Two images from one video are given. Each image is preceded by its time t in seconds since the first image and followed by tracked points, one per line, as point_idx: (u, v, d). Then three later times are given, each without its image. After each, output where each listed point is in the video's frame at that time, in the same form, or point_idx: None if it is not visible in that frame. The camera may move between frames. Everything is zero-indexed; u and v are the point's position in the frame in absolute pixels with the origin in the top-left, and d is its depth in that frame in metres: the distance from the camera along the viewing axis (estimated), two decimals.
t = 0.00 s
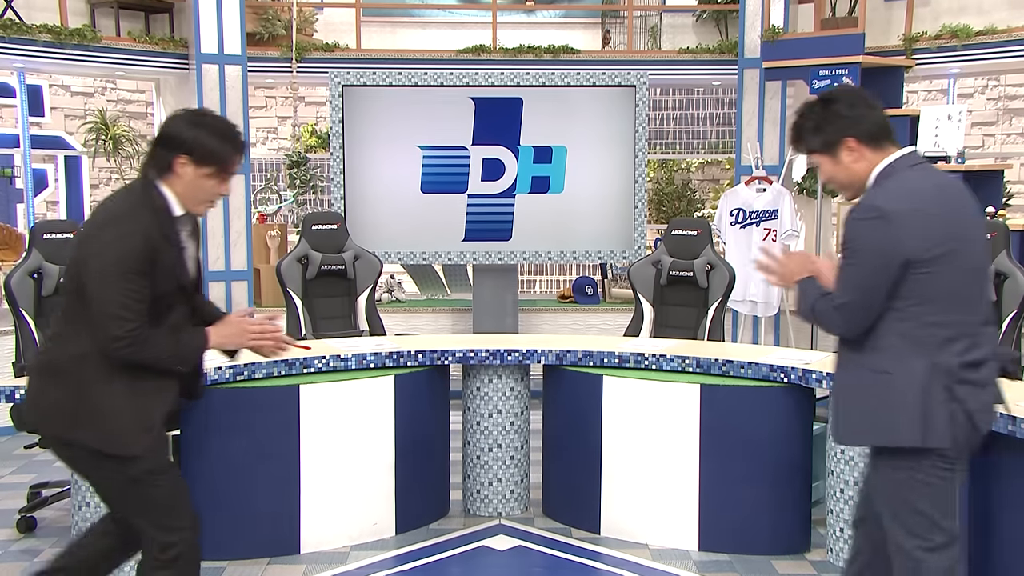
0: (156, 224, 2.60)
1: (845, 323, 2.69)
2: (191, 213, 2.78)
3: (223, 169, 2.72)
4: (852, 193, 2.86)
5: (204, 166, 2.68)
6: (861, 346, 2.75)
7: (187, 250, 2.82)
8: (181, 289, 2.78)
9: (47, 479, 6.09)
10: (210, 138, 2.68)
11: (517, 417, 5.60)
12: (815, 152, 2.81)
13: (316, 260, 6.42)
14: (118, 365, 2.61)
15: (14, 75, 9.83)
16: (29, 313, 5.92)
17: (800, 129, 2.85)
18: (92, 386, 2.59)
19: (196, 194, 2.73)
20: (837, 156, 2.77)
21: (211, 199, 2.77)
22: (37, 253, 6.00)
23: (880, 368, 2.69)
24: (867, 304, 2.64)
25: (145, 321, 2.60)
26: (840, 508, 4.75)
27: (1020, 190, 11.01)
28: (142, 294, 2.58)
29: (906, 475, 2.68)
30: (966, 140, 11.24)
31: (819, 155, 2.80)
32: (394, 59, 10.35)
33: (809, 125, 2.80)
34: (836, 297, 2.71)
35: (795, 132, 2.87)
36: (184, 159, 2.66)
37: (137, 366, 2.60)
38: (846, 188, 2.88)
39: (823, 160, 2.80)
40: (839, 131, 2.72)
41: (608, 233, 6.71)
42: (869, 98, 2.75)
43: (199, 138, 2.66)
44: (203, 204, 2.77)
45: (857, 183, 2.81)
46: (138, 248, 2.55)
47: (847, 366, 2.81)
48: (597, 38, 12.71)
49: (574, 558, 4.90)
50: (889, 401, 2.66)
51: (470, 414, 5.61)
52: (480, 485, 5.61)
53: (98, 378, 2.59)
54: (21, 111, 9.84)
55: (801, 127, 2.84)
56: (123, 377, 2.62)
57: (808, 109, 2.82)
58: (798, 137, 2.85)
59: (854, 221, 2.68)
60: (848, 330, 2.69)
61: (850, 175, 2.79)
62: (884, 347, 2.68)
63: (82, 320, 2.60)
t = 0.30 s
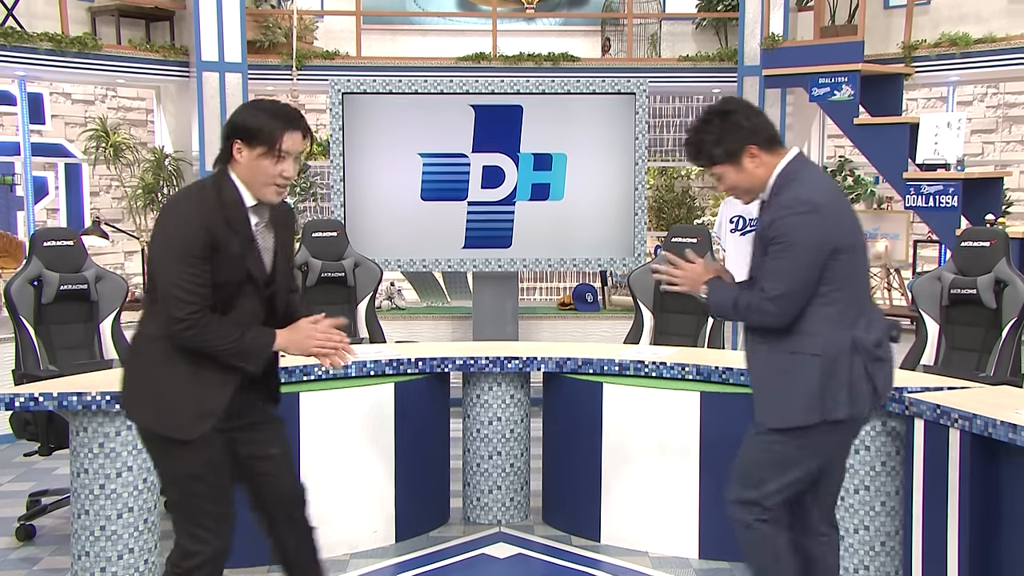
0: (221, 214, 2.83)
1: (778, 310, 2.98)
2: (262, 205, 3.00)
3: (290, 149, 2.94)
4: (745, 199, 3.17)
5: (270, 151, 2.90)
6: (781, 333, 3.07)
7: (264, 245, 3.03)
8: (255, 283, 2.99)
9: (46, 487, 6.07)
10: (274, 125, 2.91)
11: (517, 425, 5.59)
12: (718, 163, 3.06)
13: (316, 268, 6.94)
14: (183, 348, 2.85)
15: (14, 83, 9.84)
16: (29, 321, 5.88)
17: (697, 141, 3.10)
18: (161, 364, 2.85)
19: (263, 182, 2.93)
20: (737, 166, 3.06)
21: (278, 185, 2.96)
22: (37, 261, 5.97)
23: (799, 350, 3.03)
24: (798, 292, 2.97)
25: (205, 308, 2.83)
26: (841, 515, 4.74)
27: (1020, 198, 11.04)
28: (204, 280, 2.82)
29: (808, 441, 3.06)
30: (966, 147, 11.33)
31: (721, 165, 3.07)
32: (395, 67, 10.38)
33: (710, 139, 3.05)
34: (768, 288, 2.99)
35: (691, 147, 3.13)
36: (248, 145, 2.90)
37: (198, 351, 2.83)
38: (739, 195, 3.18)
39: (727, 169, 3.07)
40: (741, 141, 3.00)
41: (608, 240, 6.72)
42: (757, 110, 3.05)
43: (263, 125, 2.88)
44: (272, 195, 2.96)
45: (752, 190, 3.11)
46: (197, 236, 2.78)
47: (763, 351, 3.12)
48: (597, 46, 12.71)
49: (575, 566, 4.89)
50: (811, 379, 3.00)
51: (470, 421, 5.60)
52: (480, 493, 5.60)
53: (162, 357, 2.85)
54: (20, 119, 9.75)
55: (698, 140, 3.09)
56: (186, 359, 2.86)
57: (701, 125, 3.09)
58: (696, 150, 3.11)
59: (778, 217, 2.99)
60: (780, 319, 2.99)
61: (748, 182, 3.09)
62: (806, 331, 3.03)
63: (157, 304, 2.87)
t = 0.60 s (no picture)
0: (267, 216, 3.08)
1: (718, 329, 3.14)
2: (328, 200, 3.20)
3: (333, 135, 3.16)
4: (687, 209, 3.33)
5: (313, 137, 3.13)
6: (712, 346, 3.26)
7: (326, 243, 3.17)
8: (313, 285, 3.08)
9: (34, 503, 5.93)
10: (316, 117, 3.15)
11: (516, 438, 5.45)
12: (663, 176, 3.20)
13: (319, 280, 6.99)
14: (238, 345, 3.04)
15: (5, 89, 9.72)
16: (17, 333, 5.79)
17: (641, 153, 3.22)
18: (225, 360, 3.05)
19: (308, 168, 3.15)
20: (680, 177, 3.21)
21: (326, 168, 3.14)
22: (25, 271, 5.85)
23: (726, 364, 3.23)
24: (738, 310, 3.12)
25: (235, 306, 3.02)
26: (849, 532, 4.60)
27: None
28: (239, 278, 3.02)
29: (740, 454, 3.27)
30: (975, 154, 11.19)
31: (665, 177, 3.21)
32: (394, 72, 10.25)
33: (650, 156, 3.19)
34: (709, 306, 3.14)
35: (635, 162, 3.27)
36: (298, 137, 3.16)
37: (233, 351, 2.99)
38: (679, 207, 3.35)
39: (669, 181, 3.21)
40: (684, 153, 3.15)
41: (610, 249, 6.58)
42: (696, 123, 3.24)
43: (310, 119, 3.15)
44: (320, 182, 3.15)
45: (692, 199, 3.27)
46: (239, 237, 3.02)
47: (690, 364, 3.32)
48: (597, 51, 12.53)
49: None
50: (732, 394, 3.21)
51: (468, 435, 5.46)
52: (479, 509, 5.45)
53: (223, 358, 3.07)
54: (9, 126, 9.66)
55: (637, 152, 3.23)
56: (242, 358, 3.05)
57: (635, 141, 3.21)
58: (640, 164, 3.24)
59: (721, 238, 3.15)
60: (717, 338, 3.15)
61: (689, 194, 3.24)
62: (732, 346, 3.22)
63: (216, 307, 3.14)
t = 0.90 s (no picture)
0: (302, 218, 3.17)
1: (717, 324, 3.00)
2: (361, 200, 3.28)
3: (361, 127, 3.23)
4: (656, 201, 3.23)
5: (343, 131, 3.22)
6: (693, 348, 3.09)
7: (359, 245, 3.21)
8: (345, 290, 3.13)
9: None
10: (346, 110, 3.23)
11: (516, 466, 5.04)
12: (647, 147, 3.10)
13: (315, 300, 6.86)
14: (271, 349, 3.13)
15: None
16: None
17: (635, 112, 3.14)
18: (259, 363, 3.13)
19: (339, 161, 3.22)
20: (661, 152, 3.13)
21: (358, 160, 3.22)
22: None
23: (710, 366, 3.07)
24: (734, 301, 3.02)
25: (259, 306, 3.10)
26: (871, 568, 4.17)
27: None
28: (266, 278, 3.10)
29: (725, 463, 3.13)
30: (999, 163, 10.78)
31: (649, 149, 3.11)
32: (386, 76, 9.88)
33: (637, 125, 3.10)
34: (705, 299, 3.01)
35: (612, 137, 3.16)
36: (328, 132, 3.24)
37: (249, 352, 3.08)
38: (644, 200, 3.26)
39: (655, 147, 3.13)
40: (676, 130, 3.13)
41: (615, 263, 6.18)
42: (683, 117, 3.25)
43: (338, 113, 3.23)
44: (355, 175, 3.23)
45: (665, 187, 3.20)
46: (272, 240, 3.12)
47: (671, 370, 3.12)
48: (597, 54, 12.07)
49: None
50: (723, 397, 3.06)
51: (464, 462, 5.04)
52: (476, 541, 5.05)
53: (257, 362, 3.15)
54: None
55: (618, 126, 3.13)
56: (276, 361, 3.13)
57: (615, 113, 3.13)
58: (621, 135, 3.13)
59: (706, 226, 3.08)
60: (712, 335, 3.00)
61: (665, 175, 3.16)
62: (714, 346, 3.08)
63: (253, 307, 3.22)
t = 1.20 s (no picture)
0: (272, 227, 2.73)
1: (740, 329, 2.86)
2: (346, 215, 2.82)
3: (345, 137, 2.78)
4: (640, 201, 3.04)
5: (322, 140, 2.77)
6: (701, 359, 2.87)
7: (341, 260, 2.74)
8: (320, 309, 2.66)
9: None
10: (328, 117, 2.80)
11: (515, 513, 4.41)
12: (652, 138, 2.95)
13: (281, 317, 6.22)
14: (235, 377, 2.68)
15: None
16: None
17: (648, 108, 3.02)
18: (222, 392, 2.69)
19: (321, 177, 2.76)
20: (663, 149, 2.99)
21: (340, 175, 2.76)
22: None
23: (720, 376, 2.87)
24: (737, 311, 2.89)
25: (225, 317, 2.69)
26: None
27: None
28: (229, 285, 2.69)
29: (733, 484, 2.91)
30: None
31: (653, 140, 2.97)
32: (369, 78, 9.37)
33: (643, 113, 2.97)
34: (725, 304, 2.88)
35: (611, 123, 3.02)
36: (306, 142, 2.79)
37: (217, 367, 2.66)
38: (627, 196, 3.05)
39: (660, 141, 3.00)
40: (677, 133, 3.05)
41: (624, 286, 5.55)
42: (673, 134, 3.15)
43: (318, 120, 2.79)
44: (336, 193, 2.78)
45: (654, 186, 3.04)
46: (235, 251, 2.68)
47: (678, 385, 2.85)
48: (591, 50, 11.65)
49: None
50: (738, 408, 2.86)
51: (455, 509, 4.39)
52: None
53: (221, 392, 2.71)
54: None
55: (621, 113, 3.00)
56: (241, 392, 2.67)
57: (620, 99, 3.02)
58: (625, 121, 2.99)
59: (712, 231, 2.98)
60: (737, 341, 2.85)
61: (659, 171, 2.99)
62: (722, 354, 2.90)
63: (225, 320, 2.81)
